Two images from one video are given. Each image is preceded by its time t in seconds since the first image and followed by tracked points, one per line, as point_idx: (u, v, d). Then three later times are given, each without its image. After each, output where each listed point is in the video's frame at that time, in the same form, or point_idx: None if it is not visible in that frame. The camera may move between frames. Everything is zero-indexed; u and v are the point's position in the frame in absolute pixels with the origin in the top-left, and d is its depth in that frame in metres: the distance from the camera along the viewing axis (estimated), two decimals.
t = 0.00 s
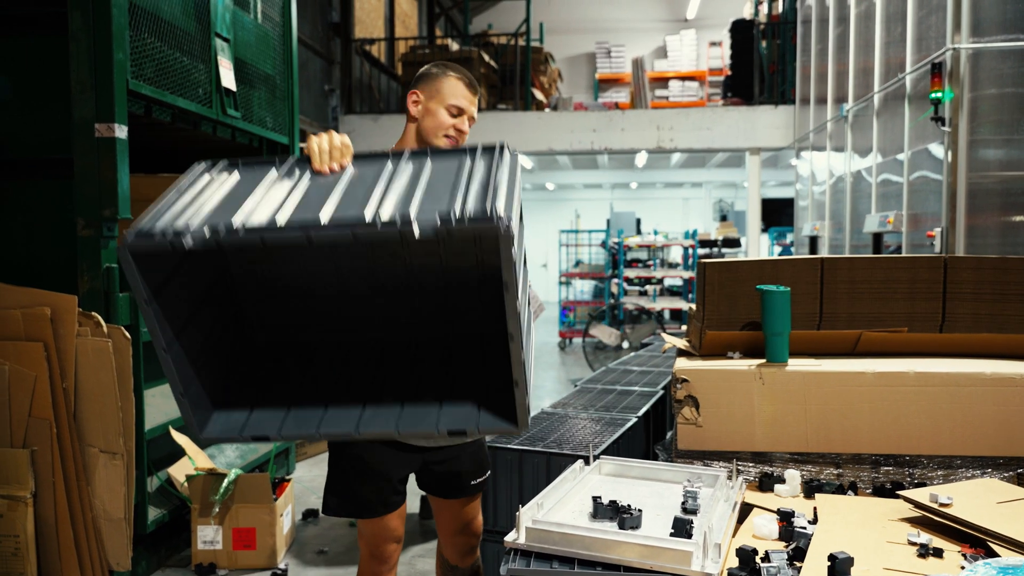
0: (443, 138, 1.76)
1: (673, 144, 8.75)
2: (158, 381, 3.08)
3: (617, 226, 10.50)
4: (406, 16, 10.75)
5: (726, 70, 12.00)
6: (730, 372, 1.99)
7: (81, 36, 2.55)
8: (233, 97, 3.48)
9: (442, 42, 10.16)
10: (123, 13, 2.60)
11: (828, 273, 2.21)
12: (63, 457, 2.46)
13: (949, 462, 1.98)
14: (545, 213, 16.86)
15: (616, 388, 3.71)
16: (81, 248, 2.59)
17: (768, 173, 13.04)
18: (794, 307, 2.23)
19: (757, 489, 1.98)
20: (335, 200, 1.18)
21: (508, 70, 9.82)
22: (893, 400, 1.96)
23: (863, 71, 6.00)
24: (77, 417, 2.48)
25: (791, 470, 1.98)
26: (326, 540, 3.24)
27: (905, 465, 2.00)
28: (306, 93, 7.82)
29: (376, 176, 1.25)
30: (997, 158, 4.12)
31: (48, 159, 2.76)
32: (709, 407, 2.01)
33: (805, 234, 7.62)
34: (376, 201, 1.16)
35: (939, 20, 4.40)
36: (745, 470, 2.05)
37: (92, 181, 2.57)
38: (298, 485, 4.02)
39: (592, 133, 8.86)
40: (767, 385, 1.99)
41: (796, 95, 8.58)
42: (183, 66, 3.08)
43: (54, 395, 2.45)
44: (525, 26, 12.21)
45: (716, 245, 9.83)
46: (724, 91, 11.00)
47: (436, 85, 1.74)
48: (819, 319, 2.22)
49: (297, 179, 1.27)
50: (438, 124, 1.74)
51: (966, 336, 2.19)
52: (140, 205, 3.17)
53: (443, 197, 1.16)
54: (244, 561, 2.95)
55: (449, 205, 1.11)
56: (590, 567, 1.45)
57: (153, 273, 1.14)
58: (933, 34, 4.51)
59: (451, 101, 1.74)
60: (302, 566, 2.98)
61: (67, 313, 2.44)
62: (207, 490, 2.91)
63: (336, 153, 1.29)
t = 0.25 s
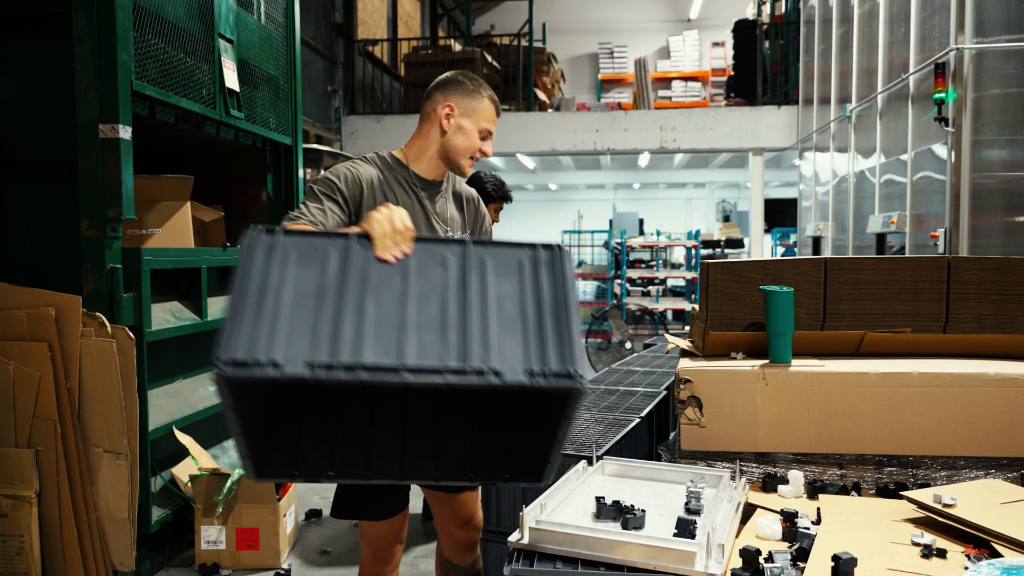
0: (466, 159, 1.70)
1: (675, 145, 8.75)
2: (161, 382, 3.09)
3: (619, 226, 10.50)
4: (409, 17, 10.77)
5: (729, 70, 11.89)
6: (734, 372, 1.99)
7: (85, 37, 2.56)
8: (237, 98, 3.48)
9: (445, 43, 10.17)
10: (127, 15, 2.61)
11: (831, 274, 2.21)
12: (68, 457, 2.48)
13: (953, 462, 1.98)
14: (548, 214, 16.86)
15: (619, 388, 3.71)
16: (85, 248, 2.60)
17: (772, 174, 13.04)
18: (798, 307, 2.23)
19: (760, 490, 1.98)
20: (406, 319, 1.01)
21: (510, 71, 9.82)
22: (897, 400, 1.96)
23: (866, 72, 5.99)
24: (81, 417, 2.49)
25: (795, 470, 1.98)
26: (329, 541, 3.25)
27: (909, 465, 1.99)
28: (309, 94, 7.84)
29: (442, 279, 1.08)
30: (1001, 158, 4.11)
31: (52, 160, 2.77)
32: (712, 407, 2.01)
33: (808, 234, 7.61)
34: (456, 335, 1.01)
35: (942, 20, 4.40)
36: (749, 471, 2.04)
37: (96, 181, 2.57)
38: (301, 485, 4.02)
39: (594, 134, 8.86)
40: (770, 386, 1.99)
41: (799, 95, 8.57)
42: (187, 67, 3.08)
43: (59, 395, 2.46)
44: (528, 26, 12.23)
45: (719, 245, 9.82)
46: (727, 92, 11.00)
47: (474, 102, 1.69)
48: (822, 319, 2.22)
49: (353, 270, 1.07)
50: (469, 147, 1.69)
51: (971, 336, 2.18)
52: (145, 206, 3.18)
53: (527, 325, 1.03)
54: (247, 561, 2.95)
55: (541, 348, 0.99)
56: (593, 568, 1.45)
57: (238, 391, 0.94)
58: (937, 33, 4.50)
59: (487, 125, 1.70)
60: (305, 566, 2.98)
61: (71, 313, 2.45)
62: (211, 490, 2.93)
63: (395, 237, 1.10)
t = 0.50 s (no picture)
0: (487, 171, 1.74)
1: (676, 145, 8.74)
2: (163, 382, 3.09)
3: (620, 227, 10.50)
4: (410, 18, 10.77)
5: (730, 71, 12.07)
6: (735, 373, 2.00)
7: (87, 38, 2.56)
8: (238, 99, 3.49)
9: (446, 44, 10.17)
10: (129, 16, 2.61)
11: (833, 275, 2.21)
12: (68, 457, 2.47)
13: (954, 463, 1.97)
14: (549, 215, 16.86)
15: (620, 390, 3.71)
16: (87, 249, 2.60)
17: (773, 175, 13.03)
18: (799, 309, 2.24)
19: (761, 491, 1.97)
20: (547, 368, 1.22)
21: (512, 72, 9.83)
22: (898, 401, 1.95)
23: (867, 72, 5.99)
24: (82, 417, 2.49)
25: (795, 471, 1.97)
26: (329, 541, 3.24)
27: (909, 466, 1.99)
28: (311, 96, 7.85)
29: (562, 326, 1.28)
30: (1003, 159, 4.11)
31: (54, 161, 2.77)
32: (714, 408, 2.01)
33: (809, 235, 7.60)
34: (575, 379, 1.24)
35: (944, 21, 4.39)
36: (749, 472, 2.05)
37: (97, 182, 2.58)
38: (302, 485, 4.02)
39: (595, 134, 8.86)
40: (771, 387, 1.99)
41: (801, 96, 8.57)
42: (188, 68, 3.08)
43: (59, 395, 2.46)
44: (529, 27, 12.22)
45: (720, 246, 9.81)
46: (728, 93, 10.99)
47: (500, 117, 1.71)
48: (823, 321, 2.22)
49: (494, 312, 1.19)
50: (491, 161, 1.72)
51: (972, 337, 2.19)
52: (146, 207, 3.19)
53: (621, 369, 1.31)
54: (248, 561, 2.96)
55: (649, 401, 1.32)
56: (594, 568, 1.46)
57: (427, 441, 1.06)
58: (938, 34, 4.50)
59: (507, 140, 1.74)
60: (305, 567, 2.98)
61: (72, 314, 2.45)
62: (212, 491, 2.92)
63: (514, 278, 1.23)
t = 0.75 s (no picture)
0: (494, 178, 1.83)
1: (664, 141, 8.75)
2: (145, 377, 3.06)
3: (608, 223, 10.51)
4: (398, 11, 10.70)
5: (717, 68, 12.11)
6: (719, 368, 2.00)
7: (68, 28, 2.53)
8: (222, 91, 3.45)
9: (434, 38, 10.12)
10: (110, 6, 2.58)
11: (816, 271, 2.24)
12: (48, 452, 2.44)
13: (935, 457, 1.98)
14: (537, 211, 16.85)
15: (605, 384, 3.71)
16: (67, 242, 2.57)
17: (760, 171, 13.09)
18: (782, 304, 2.27)
19: (743, 485, 1.97)
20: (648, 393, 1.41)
21: (500, 67, 9.80)
22: (880, 395, 1.97)
23: (853, 70, 6.01)
24: (63, 412, 2.47)
25: (778, 466, 1.98)
26: (314, 536, 3.22)
27: (890, 460, 2.00)
28: (297, 89, 7.79)
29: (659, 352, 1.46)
30: (986, 156, 4.14)
31: (33, 153, 2.73)
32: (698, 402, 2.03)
33: (795, 231, 7.64)
34: (663, 394, 1.42)
35: (929, 18, 4.42)
36: (732, 466, 2.05)
37: (78, 175, 2.54)
38: (286, 481, 4.00)
39: (583, 130, 8.85)
40: (754, 381, 2.00)
41: (787, 93, 8.60)
42: (172, 60, 3.05)
43: (39, 390, 2.42)
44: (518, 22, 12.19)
45: (707, 242, 9.84)
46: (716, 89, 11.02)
47: (514, 130, 1.79)
48: (806, 316, 2.26)
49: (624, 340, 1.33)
50: (500, 169, 1.81)
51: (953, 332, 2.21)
52: (128, 200, 3.15)
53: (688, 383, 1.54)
54: (231, 556, 2.94)
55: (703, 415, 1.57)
56: (576, 562, 1.46)
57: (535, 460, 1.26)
58: (923, 32, 4.52)
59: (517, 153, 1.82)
60: (290, 562, 2.96)
61: (52, 308, 2.42)
62: (195, 485, 2.90)
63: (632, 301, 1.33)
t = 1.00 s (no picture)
0: (499, 183, 1.82)
1: (645, 134, 8.76)
2: (117, 369, 3.01)
3: (589, 215, 10.52)
4: (378, 0, 10.59)
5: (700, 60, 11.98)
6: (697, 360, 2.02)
7: (35, 10, 2.46)
8: (196, 79, 3.38)
9: (415, 28, 10.03)
10: None
11: (794, 263, 2.26)
12: (18, 444, 2.39)
13: (908, 449, 2.00)
14: (518, 203, 16.82)
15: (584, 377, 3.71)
16: (36, 231, 2.51)
17: (740, 164, 13.16)
18: (760, 297, 2.28)
19: (720, 476, 1.99)
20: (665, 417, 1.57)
21: (481, 57, 9.74)
22: (855, 387, 1.98)
23: (832, 64, 6.05)
24: (32, 404, 2.41)
25: (754, 457, 1.99)
26: (290, 529, 3.19)
27: (865, 452, 2.03)
28: (275, 78, 7.69)
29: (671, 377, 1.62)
30: (961, 151, 4.18)
31: None
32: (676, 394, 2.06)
33: (773, 224, 7.69)
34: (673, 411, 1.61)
35: (907, 13, 4.45)
36: (710, 458, 2.07)
37: (48, 162, 2.48)
38: (263, 473, 3.97)
39: (564, 122, 8.83)
40: (732, 373, 2.01)
41: (767, 86, 8.64)
42: (145, 47, 2.98)
43: (8, 381, 2.37)
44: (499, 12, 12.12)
45: (687, 234, 9.89)
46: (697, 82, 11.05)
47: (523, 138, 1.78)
48: (784, 308, 2.27)
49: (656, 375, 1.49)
50: (505, 175, 1.80)
51: (928, 324, 2.24)
52: (100, 188, 3.09)
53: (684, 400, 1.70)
54: (206, 550, 2.91)
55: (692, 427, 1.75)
56: (551, 554, 1.46)
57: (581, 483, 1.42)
58: (901, 27, 4.55)
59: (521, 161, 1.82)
60: (265, 555, 2.92)
61: (20, 298, 2.37)
62: (168, 478, 2.86)
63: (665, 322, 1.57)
